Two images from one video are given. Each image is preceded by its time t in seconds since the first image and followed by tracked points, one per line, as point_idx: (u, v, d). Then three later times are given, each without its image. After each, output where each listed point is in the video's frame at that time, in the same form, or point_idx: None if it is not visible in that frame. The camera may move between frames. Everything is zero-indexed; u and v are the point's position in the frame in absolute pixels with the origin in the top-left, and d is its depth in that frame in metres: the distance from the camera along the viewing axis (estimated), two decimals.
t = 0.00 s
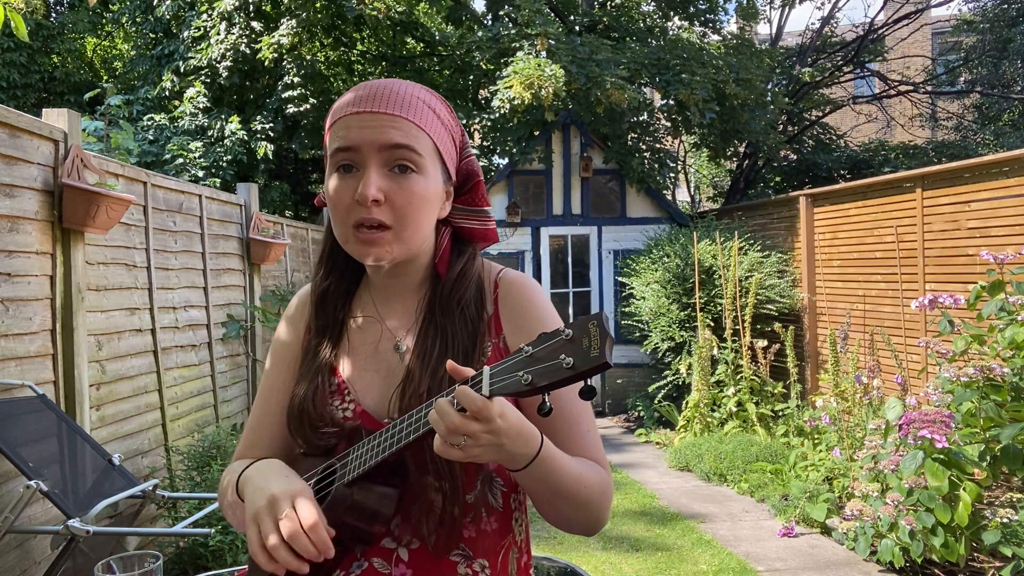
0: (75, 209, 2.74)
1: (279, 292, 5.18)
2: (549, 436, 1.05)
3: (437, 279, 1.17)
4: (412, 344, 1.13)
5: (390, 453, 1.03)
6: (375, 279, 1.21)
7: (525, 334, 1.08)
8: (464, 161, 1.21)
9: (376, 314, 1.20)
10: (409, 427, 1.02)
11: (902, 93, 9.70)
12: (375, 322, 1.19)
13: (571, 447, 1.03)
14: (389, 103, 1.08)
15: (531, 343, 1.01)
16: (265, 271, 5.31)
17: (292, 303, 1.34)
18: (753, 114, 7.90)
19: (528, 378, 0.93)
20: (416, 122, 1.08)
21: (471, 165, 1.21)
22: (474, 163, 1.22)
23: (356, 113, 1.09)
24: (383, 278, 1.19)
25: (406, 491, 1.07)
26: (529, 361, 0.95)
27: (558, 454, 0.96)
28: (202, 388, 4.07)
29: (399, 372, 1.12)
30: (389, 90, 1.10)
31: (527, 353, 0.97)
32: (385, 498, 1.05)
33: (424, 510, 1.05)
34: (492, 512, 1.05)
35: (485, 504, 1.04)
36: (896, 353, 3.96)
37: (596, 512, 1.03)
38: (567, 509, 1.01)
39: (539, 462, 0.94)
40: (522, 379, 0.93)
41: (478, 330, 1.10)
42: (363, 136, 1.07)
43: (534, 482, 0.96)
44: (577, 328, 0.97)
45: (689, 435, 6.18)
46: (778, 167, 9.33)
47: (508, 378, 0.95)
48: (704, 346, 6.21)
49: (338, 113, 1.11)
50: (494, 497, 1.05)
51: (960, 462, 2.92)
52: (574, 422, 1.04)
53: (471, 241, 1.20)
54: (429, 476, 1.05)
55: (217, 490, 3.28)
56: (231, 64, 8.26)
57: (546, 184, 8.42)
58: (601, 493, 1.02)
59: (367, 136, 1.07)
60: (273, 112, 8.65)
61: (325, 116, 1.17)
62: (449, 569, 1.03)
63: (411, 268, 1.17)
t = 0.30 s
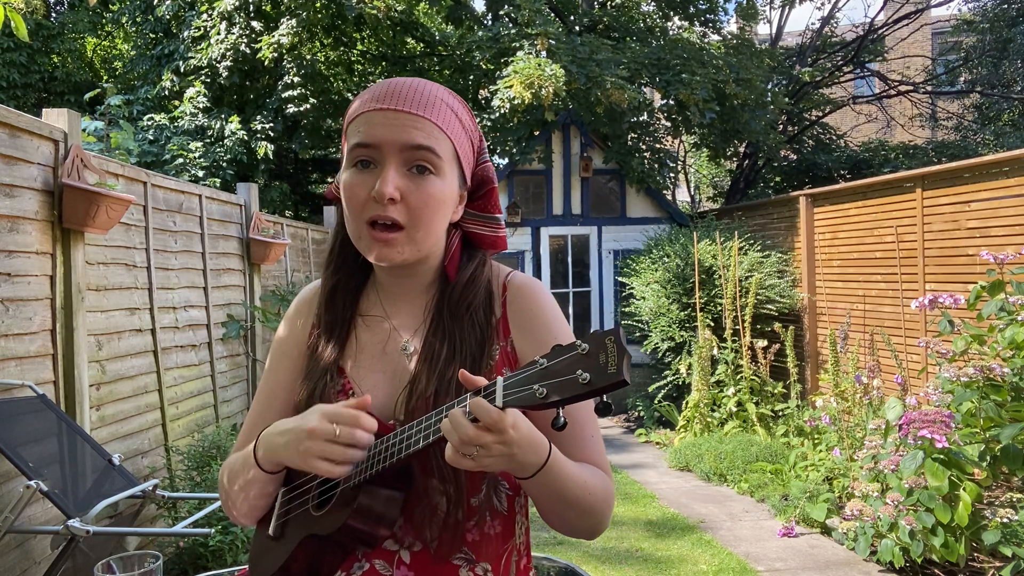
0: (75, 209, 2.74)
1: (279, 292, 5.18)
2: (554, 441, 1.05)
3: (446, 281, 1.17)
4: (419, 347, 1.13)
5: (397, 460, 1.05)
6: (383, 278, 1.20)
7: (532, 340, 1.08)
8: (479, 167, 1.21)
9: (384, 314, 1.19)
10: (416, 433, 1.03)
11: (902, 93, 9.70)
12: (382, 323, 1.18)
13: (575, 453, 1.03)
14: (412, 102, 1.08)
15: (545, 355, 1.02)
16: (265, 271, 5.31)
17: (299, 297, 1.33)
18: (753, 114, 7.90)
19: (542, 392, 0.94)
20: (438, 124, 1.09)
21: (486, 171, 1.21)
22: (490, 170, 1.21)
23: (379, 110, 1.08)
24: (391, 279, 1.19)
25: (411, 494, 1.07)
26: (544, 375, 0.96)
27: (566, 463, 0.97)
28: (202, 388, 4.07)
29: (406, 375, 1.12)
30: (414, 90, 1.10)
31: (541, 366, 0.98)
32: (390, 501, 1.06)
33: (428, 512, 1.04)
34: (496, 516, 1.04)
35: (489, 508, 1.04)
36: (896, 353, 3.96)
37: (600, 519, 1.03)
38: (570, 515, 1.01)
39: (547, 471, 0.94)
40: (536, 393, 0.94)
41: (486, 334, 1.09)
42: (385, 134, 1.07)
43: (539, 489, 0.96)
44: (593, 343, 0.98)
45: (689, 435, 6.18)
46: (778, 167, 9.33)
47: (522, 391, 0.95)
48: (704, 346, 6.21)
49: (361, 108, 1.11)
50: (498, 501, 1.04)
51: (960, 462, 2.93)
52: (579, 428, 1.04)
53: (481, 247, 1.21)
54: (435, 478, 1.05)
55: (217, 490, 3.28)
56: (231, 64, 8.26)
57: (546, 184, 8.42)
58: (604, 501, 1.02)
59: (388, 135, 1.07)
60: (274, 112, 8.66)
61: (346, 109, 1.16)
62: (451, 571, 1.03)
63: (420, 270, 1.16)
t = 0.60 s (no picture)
0: (75, 209, 2.74)
1: (279, 292, 5.18)
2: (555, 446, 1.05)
3: (452, 283, 1.17)
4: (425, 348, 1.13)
5: (398, 462, 1.05)
6: (390, 276, 1.21)
7: (536, 342, 1.08)
8: (491, 170, 1.20)
9: (389, 313, 1.19)
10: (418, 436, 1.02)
11: (902, 93, 9.69)
12: (389, 323, 1.18)
13: (577, 458, 1.04)
14: (432, 100, 1.08)
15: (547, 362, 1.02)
16: (265, 271, 5.31)
17: (304, 295, 1.32)
18: (753, 114, 7.89)
19: (543, 400, 0.94)
20: (455, 123, 1.09)
21: (497, 175, 1.20)
22: (501, 173, 1.20)
23: (399, 106, 1.08)
24: (399, 279, 1.19)
25: (412, 497, 1.07)
26: (546, 383, 0.96)
27: (567, 468, 0.97)
28: (202, 388, 4.06)
29: (411, 375, 1.12)
30: (436, 89, 1.10)
31: (544, 373, 0.97)
32: (392, 503, 1.06)
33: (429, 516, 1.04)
34: (500, 519, 1.04)
35: (493, 512, 1.04)
36: (896, 353, 3.96)
37: (598, 525, 1.04)
38: (573, 520, 1.01)
39: (549, 479, 0.94)
40: (537, 401, 0.94)
41: (491, 336, 1.09)
42: (404, 130, 1.07)
43: (542, 495, 0.96)
44: (595, 352, 0.97)
45: (689, 435, 6.17)
46: (778, 167, 9.32)
47: (523, 398, 0.95)
48: (704, 346, 6.21)
49: (381, 103, 1.11)
50: (502, 505, 1.04)
51: (960, 462, 2.93)
52: (580, 432, 1.04)
53: (487, 250, 1.21)
54: (437, 482, 1.05)
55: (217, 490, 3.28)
56: (231, 63, 8.26)
57: (546, 184, 8.42)
58: (605, 505, 1.02)
59: (406, 131, 1.07)
60: (274, 112, 8.65)
61: (366, 103, 1.16)
62: None
63: (427, 268, 1.16)
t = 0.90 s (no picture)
0: (75, 209, 2.74)
1: (279, 292, 5.18)
2: (553, 443, 1.05)
3: (450, 281, 1.17)
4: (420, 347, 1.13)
5: (398, 461, 1.04)
6: (388, 275, 1.21)
7: (534, 341, 1.08)
8: (492, 175, 1.20)
9: (387, 313, 1.20)
10: (415, 436, 1.02)
11: (902, 93, 9.69)
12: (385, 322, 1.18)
13: (576, 454, 1.03)
14: (437, 103, 1.09)
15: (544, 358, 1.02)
16: (265, 271, 5.31)
17: (302, 293, 1.32)
18: (753, 114, 7.89)
19: (539, 398, 0.94)
20: (458, 125, 1.09)
21: (498, 180, 1.19)
22: (502, 178, 1.20)
23: (402, 107, 1.09)
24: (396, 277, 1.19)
25: (411, 495, 1.06)
26: (542, 379, 0.96)
27: (563, 464, 0.96)
28: (202, 388, 4.07)
29: (406, 375, 1.12)
30: (440, 91, 1.11)
31: (538, 370, 0.97)
32: (390, 501, 1.06)
33: (427, 514, 1.04)
34: (497, 517, 1.04)
35: (490, 510, 1.04)
36: (896, 353, 3.96)
37: (601, 519, 1.03)
38: (571, 516, 1.01)
39: (544, 476, 0.94)
40: (533, 398, 0.94)
41: (487, 335, 1.09)
42: (407, 132, 1.07)
43: (537, 492, 0.95)
44: (590, 347, 0.96)
45: (689, 435, 6.17)
46: (778, 167, 9.31)
47: (518, 396, 0.95)
48: (704, 346, 6.21)
49: (385, 104, 1.11)
50: (499, 503, 1.04)
51: (960, 462, 2.92)
52: (579, 429, 1.04)
53: (487, 251, 1.21)
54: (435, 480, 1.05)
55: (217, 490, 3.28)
56: (231, 63, 8.24)
57: (546, 184, 8.43)
58: (605, 499, 1.01)
59: (409, 132, 1.07)
60: (274, 112, 8.64)
61: (370, 103, 1.16)
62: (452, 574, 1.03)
63: (426, 268, 1.16)
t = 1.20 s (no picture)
0: (75, 209, 2.74)
1: (279, 292, 5.18)
2: (548, 445, 1.05)
3: (448, 276, 1.18)
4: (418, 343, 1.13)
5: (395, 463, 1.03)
6: (386, 272, 1.20)
7: (532, 338, 1.07)
8: (488, 167, 1.20)
9: (385, 310, 1.20)
10: (413, 439, 1.01)
11: (902, 93, 9.70)
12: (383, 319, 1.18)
13: (570, 455, 1.03)
14: (436, 96, 1.09)
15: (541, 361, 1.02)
16: (265, 271, 5.31)
17: (297, 293, 1.32)
18: (753, 114, 7.88)
19: (536, 401, 0.94)
20: (457, 118, 1.09)
21: (493, 172, 1.20)
22: (497, 170, 1.21)
23: (400, 100, 1.08)
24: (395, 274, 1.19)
25: (408, 495, 1.06)
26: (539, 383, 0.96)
27: (557, 467, 0.96)
28: (202, 388, 4.07)
29: (404, 371, 1.11)
30: (438, 84, 1.11)
31: (536, 373, 0.97)
32: (388, 503, 1.05)
33: (424, 512, 1.04)
34: (495, 515, 1.04)
35: (489, 507, 1.04)
36: (896, 353, 3.97)
37: (594, 520, 1.03)
38: (565, 517, 1.01)
39: (538, 478, 0.94)
40: (530, 402, 0.94)
41: (486, 330, 1.09)
42: (407, 124, 1.07)
43: (531, 494, 0.96)
44: (588, 351, 0.97)
45: (689, 435, 6.18)
46: (778, 167, 9.30)
47: (516, 399, 0.95)
48: (704, 346, 6.21)
49: (383, 97, 1.11)
50: (497, 501, 1.04)
51: (960, 462, 2.92)
52: (574, 430, 1.04)
53: (485, 244, 1.21)
54: (432, 479, 1.05)
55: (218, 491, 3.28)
56: (231, 63, 8.24)
57: (546, 184, 8.43)
58: (599, 501, 1.02)
59: (409, 125, 1.07)
60: (274, 112, 8.63)
61: (365, 97, 1.16)
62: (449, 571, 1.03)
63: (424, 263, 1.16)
